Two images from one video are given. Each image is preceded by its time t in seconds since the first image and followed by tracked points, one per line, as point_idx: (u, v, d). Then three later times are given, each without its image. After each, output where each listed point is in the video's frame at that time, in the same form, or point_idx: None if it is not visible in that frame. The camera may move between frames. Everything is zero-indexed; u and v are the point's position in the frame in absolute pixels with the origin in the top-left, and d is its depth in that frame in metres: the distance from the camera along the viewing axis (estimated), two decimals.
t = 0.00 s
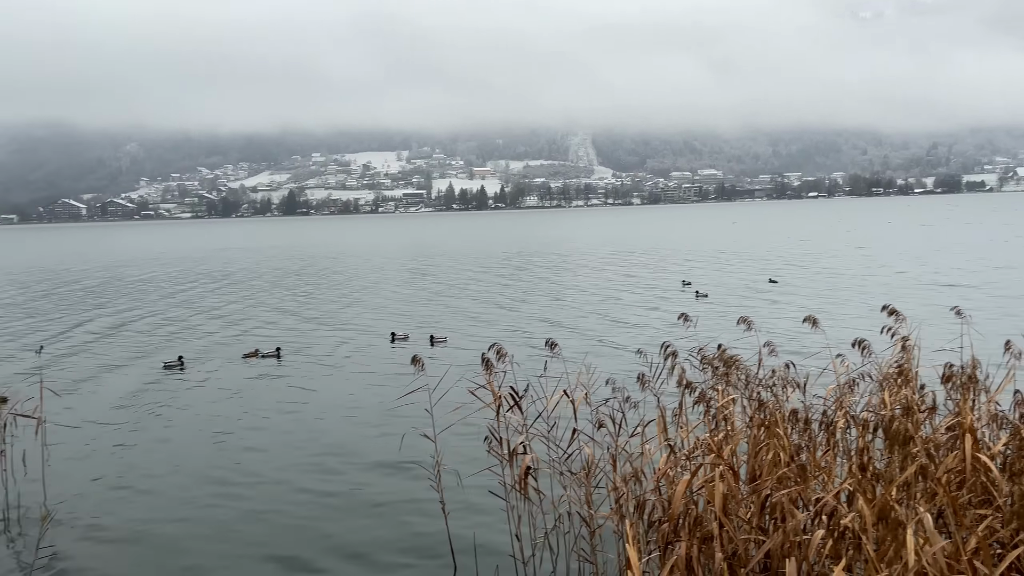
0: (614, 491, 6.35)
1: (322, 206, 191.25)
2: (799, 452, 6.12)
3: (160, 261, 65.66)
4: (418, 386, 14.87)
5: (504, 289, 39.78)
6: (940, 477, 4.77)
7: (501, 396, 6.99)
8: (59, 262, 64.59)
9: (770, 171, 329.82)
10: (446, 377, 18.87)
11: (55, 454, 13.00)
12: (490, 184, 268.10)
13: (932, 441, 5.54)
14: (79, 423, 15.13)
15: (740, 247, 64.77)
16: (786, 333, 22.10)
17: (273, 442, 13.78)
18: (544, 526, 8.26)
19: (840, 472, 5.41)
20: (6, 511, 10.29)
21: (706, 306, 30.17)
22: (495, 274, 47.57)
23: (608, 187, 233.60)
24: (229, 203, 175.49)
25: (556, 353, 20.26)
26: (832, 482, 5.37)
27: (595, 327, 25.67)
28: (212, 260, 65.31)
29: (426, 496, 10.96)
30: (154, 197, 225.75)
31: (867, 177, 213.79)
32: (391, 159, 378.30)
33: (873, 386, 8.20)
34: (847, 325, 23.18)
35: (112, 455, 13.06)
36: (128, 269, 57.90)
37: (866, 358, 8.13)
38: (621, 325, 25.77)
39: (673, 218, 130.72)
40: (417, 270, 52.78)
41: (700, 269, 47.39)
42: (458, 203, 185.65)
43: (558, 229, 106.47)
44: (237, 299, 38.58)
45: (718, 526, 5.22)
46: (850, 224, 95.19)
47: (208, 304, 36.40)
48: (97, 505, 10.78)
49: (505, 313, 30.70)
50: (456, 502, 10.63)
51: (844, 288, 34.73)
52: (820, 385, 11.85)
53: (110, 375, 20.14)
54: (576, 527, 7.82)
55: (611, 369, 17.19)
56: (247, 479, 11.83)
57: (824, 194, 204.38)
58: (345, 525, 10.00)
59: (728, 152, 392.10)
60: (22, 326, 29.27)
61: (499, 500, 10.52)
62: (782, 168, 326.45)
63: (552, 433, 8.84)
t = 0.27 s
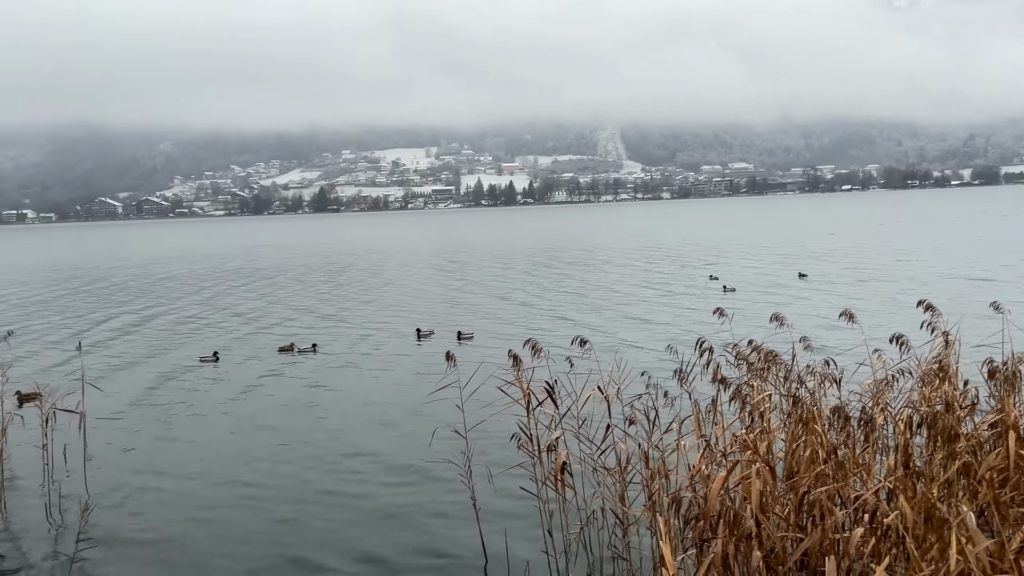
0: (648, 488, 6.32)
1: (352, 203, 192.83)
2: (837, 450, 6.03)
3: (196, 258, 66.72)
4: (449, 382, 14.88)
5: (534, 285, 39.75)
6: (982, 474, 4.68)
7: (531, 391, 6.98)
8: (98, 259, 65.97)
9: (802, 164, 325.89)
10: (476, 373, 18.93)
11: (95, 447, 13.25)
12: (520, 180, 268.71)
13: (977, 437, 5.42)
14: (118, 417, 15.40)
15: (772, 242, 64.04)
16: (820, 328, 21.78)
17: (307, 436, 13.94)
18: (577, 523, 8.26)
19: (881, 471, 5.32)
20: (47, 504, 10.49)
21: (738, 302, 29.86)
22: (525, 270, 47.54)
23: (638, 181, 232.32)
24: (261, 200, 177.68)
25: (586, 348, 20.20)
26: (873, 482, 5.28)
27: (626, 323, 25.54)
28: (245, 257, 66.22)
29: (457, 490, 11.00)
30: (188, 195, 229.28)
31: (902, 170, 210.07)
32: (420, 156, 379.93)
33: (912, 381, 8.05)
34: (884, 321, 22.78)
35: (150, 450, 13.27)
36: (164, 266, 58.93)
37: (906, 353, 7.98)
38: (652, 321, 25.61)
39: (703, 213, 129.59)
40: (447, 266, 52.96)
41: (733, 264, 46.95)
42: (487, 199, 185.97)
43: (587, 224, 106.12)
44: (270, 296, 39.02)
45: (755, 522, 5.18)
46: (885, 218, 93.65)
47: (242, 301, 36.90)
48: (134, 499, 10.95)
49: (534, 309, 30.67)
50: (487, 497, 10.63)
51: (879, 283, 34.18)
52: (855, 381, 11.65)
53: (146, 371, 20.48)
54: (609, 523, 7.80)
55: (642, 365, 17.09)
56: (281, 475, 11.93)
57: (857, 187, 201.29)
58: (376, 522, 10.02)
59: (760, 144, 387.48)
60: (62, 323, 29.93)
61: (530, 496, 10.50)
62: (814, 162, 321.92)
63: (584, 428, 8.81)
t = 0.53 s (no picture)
0: (685, 488, 6.22)
1: (381, 201, 194.17)
2: (881, 450, 5.88)
3: (228, 256, 67.63)
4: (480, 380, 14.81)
5: (563, 282, 39.62)
6: None
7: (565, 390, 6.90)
8: (135, 258, 67.16)
9: (832, 158, 321.53)
10: (507, 371, 18.85)
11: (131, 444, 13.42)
12: (547, 176, 268.41)
13: None
14: (153, 415, 15.56)
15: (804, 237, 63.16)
16: (856, 326, 21.38)
17: (339, 435, 13.95)
18: (611, 523, 8.16)
19: (928, 471, 5.16)
20: (84, 501, 10.64)
21: (771, 299, 29.44)
22: (554, 267, 47.37)
23: (666, 177, 230.74)
24: (291, 199, 179.64)
25: (618, 346, 20.02)
26: (919, 482, 5.12)
27: (658, 321, 25.29)
28: (278, 256, 66.87)
29: (490, 489, 10.94)
30: (219, 194, 232.44)
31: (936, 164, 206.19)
32: (447, 153, 380.89)
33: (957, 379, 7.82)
34: (922, 319, 22.29)
35: (183, 447, 13.40)
36: (198, 265, 59.79)
37: (950, 350, 7.77)
38: (683, 319, 25.33)
39: (733, 209, 128.30)
40: (475, 264, 52.96)
41: (764, 260, 46.33)
42: (514, 196, 185.83)
43: (616, 221, 105.54)
44: (301, 294, 39.29)
45: (797, 523, 5.06)
46: (921, 212, 91.84)
47: (274, 299, 37.26)
48: (167, 496, 11.03)
49: (564, 307, 30.52)
50: (520, 496, 10.54)
51: (916, 279, 33.49)
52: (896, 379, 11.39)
53: (180, 368, 20.74)
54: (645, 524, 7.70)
55: (675, 363, 16.89)
56: (311, 474, 11.94)
57: (890, 181, 197.94)
58: (405, 522, 9.96)
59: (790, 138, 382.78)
60: (99, 321, 30.48)
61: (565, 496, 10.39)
62: (846, 155, 317.37)
63: (618, 428, 8.71)
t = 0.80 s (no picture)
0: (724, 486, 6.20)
1: (409, 200, 195.03)
2: (923, 449, 5.83)
3: (260, 255, 68.36)
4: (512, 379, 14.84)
5: (592, 280, 39.49)
6: None
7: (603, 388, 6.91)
8: (168, 258, 68.14)
9: (864, 153, 316.82)
10: (538, 369, 18.86)
11: (169, 441, 13.61)
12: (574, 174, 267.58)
13: None
14: (190, 412, 15.82)
15: (837, 234, 62.29)
16: (892, 325, 21.04)
17: (372, 432, 14.06)
18: (646, 520, 8.14)
19: (973, 471, 5.10)
20: (126, 498, 10.83)
21: (804, 296, 29.09)
22: (583, 266, 47.25)
23: (694, 174, 228.83)
24: (320, 198, 180.98)
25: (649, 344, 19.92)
26: (964, 482, 5.07)
27: (689, 319, 25.11)
28: (308, 255, 67.46)
29: (523, 487, 10.97)
30: (249, 194, 234.95)
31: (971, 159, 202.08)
32: (474, 152, 381.44)
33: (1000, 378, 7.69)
34: (961, 317, 21.86)
35: (220, 445, 13.55)
36: (230, 264, 60.53)
37: (992, 348, 7.65)
38: (715, 317, 25.12)
39: (763, 206, 126.80)
40: (504, 262, 52.98)
41: (796, 257, 45.78)
42: (541, 194, 185.43)
43: (645, 218, 104.86)
44: (332, 293, 39.60)
45: (839, 522, 5.02)
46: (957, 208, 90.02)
47: (305, 298, 37.59)
48: (204, 493, 11.15)
49: (594, 305, 30.42)
50: (554, 494, 10.57)
51: (954, 276, 32.84)
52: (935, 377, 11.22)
53: (214, 367, 21.00)
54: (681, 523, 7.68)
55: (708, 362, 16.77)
56: (346, 472, 11.98)
57: (924, 176, 194.28)
58: (439, 520, 9.94)
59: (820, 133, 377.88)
60: (135, 320, 30.99)
61: (599, 494, 10.39)
62: (877, 150, 312.39)
63: (653, 427, 8.70)
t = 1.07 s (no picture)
0: (766, 487, 6.13)
1: (440, 200, 195.50)
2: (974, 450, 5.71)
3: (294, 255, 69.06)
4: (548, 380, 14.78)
5: (625, 279, 39.23)
6: None
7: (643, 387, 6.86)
8: (205, 258, 69.15)
9: (901, 148, 311.29)
10: (572, 369, 18.76)
11: (209, 438, 13.80)
12: (605, 172, 266.52)
13: None
14: (228, 411, 16.02)
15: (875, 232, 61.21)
16: (935, 325, 20.55)
17: (407, 432, 14.10)
18: (684, 521, 8.10)
19: None
20: (167, 495, 10.98)
21: (842, 295, 28.56)
22: (615, 265, 46.98)
23: (727, 172, 226.57)
24: (353, 198, 182.21)
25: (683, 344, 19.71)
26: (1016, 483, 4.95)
27: (724, 319, 24.80)
28: (341, 254, 68.00)
29: (558, 490, 10.91)
30: (283, 195, 237.41)
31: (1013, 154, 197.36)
32: (504, 151, 381.79)
33: None
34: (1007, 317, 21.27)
35: (258, 442, 13.71)
36: (266, 264, 61.25)
37: None
38: (751, 317, 24.78)
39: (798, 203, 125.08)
40: (536, 261, 52.91)
41: (833, 255, 45.02)
42: (572, 192, 184.88)
43: (678, 217, 104.02)
44: (365, 292, 39.85)
45: (886, 522, 4.93)
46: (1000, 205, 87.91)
47: (339, 297, 37.90)
48: (243, 492, 11.29)
49: (627, 304, 30.22)
50: (590, 496, 10.50)
51: (999, 275, 32.01)
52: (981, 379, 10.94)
53: (251, 365, 21.25)
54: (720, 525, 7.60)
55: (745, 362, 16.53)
56: (381, 472, 12.03)
57: (964, 172, 190.16)
58: (475, 524, 9.93)
59: (855, 129, 372.22)
60: (174, 319, 31.50)
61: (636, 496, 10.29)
62: (915, 147, 306.19)
63: (692, 427, 8.62)
